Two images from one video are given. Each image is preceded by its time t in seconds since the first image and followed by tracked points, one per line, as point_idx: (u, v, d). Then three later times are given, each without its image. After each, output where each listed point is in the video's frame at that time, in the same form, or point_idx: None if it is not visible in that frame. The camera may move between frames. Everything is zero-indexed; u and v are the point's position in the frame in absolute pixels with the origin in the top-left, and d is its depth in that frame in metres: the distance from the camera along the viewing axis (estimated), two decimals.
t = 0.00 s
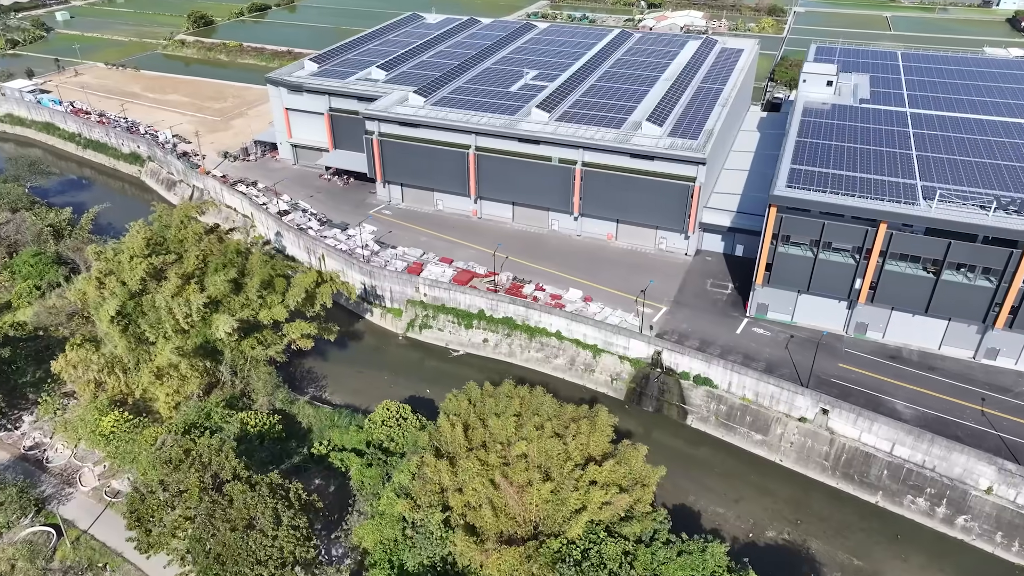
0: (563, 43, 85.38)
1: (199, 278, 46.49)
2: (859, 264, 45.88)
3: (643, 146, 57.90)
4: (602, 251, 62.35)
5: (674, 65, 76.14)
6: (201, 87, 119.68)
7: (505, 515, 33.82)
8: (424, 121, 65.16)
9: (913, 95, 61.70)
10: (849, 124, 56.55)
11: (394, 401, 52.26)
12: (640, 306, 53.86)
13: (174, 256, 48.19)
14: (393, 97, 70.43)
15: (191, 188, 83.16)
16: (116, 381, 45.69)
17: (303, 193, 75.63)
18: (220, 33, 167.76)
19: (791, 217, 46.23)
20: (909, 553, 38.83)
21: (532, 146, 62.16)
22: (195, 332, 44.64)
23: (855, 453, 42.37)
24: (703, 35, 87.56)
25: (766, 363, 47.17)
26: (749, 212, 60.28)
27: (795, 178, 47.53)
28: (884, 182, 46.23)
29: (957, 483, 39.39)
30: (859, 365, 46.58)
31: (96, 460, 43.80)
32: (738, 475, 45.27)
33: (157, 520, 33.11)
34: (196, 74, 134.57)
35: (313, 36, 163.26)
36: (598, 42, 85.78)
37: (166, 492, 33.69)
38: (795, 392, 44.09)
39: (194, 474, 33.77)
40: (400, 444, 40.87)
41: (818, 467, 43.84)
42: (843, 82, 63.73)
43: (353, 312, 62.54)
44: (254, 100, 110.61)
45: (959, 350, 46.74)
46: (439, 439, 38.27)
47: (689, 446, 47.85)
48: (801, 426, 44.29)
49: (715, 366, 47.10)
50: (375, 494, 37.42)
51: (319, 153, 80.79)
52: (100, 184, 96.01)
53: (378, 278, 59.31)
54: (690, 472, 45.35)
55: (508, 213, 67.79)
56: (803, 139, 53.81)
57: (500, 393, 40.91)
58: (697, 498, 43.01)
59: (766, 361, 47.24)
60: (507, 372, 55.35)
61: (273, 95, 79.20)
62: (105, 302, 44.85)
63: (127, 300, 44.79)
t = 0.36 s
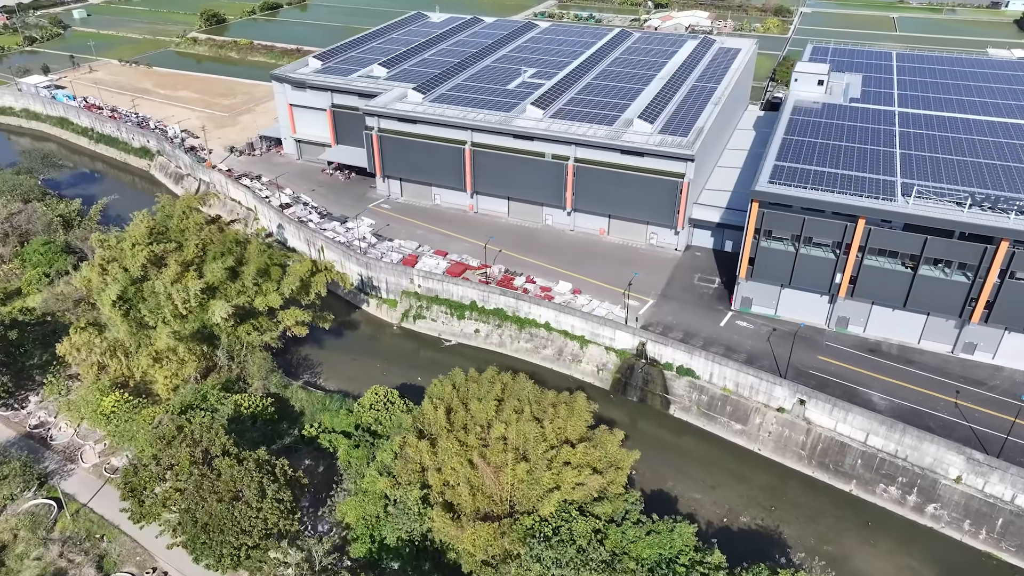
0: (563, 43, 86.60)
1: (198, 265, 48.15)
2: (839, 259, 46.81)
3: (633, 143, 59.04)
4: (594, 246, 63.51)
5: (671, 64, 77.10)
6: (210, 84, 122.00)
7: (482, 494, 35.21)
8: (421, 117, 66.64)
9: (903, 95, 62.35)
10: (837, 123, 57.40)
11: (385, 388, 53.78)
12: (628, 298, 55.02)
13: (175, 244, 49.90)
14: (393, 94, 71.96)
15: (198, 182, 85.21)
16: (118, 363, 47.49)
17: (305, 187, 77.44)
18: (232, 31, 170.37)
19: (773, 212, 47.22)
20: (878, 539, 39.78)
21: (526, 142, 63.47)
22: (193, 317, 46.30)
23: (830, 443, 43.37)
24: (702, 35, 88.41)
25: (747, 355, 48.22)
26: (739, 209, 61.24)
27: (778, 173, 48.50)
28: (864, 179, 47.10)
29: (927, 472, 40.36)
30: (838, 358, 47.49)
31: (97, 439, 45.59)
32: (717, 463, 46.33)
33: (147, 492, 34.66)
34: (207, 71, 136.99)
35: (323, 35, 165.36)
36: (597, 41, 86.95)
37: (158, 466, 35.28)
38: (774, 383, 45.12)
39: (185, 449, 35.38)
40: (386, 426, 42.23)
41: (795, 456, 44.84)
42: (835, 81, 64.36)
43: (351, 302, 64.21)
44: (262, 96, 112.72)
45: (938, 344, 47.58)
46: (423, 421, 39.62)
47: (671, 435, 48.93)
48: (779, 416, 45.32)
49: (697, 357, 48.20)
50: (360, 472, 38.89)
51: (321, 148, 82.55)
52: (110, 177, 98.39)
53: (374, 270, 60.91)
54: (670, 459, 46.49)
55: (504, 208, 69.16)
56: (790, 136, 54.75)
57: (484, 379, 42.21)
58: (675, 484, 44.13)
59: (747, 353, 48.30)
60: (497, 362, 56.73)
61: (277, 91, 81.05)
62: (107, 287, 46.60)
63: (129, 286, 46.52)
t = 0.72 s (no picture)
0: (563, 42, 87.80)
1: (198, 253, 49.98)
2: (819, 253, 47.83)
3: (625, 140, 60.21)
4: (587, 240, 64.76)
5: (668, 63, 78.07)
6: (221, 81, 124.52)
7: (460, 473, 36.68)
8: (420, 113, 68.19)
9: (893, 95, 63.01)
10: (825, 122, 58.29)
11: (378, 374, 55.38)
12: (615, 291, 56.27)
13: (176, 233, 51.78)
14: (394, 91, 73.58)
15: (206, 175, 87.42)
16: (122, 347, 49.52)
17: (308, 181, 79.36)
18: (244, 29, 173.08)
19: (755, 208, 48.31)
20: (848, 526, 40.76)
21: (521, 139, 64.83)
22: (192, 302, 48.12)
23: (806, 432, 44.43)
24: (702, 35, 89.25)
25: (729, 346, 49.35)
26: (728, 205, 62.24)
27: (761, 170, 49.54)
28: (845, 175, 48.07)
29: (898, 461, 41.35)
30: (818, 350, 48.46)
31: (100, 418, 47.56)
32: (697, 451, 47.44)
33: (141, 465, 36.51)
34: (219, 68, 139.62)
35: (333, 33, 167.59)
36: (597, 40, 88.11)
37: (152, 440, 37.13)
38: (753, 374, 46.20)
39: (178, 425, 37.19)
40: (374, 409, 43.69)
41: (772, 445, 45.89)
42: (827, 81, 65.00)
43: (349, 293, 66.01)
44: (271, 93, 114.93)
45: (917, 338, 48.43)
46: (407, 404, 41.12)
47: (653, 424, 50.11)
48: (757, 406, 46.42)
49: (680, 348, 49.39)
50: (347, 452, 40.24)
51: (325, 144, 84.41)
52: (122, 170, 100.96)
53: (371, 261, 62.59)
54: (651, 447, 47.67)
55: (500, 203, 70.59)
56: (777, 134, 55.69)
57: (468, 365, 43.66)
58: (654, 469, 45.34)
59: (729, 345, 49.43)
60: (488, 352, 58.18)
61: (283, 88, 83.04)
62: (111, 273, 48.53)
63: (131, 272, 48.40)
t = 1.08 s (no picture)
0: (565, 41, 88.96)
1: (199, 242, 51.72)
2: (802, 249, 48.76)
3: (618, 137, 61.33)
4: (581, 235, 65.95)
5: (666, 62, 78.98)
6: (232, 78, 126.90)
7: (441, 454, 38.02)
8: (420, 110, 69.72)
9: (886, 95, 63.64)
10: (815, 121, 59.10)
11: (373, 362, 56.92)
12: (605, 285, 57.43)
13: (179, 222, 53.59)
14: (396, 87, 75.14)
15: (214, 169, 89.56)
16: (126, 331, 51.43)
17: (312, 175, 81.21)
18: (257, 27, 175.69)
19: (740, 203, 49.30)
20: (822, 513, 41.74)
21: (518, 135, 66.12)
22: (192, 289, 49.87)
23: (785, 423, 45.43)
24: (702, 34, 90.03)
25: (713, 339, 50.38)
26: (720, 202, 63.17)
27: (747, 166, 50.52)
28: (829, 172, 48.92)
29: (873, 452, 42.26)
30: (801, 344, 49.36)
31: (104, 398, 49.47)
32: (679, 440, 48.50)
33: (137, 440, 38.25)
34: (231, 65, 142.16)
35: (344, 32, 169.70)
36: (598, 39, 89.18)
37: (148, 417, 38.83)
38: (734, 365, 47.24)
39: (174, 403, 38.88)
40: (364, 393, 45.17)
41: (752, 435, 46.88)
42: (820, 80, 65.73)
43: (348, 284, 67.66)
44: (280, 90, 117.05)
45: (899, 333, 49.22)
46: (394, 388, 42.55)
47: (638, 413, 51.23)
48: (738, 397, 47.46)
49: (664, 340, 50.51)
50: (336, 433, 41.67)
51: (330, 139, 86.23)
52: (135, 164, 103.48)
53: (369, 253, 64.20)
54: (635, 435, 48.80)
55: (498, 198, 71.95)
56: (766, 132, 56.61)
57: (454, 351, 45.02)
58: (635, 457, 46.53)
59: (713, 337, 50.45)
60: (481, 342, 59.55)
61: (289, 84, 84.95)
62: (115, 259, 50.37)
63: (134, 259, 50.18)
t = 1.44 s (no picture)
0: (569, 40, 90.14)
1: (203, 231, 53.65)
2: (787, 245, 49.69)
3: (613, 134, 62.47)
4: (577, 230, 67.16)
5: (667, 61, 79.86)
6: (247, 74, 129.48)
7: (425, 435, 39.46)
8: (422, 107, 71.31)
9: (881, 95, 64.18)
10: (808, 120, 59.86)
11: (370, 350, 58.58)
12: (597, 278, 58.62)
13: (185, 212, 55.56)
14: (400, 85, 76.78)
15: (225, 163, 91.88)
16: (133, 316, 53.51)
17: (319, 170, 83.21)
18: (272, 25, 178.54)
19: (727, 200, 50.29)
20: (798, 501, 42.72)
21: (516, 132, 67.50)
22: (195, 276, 51.80)
23: (766, 414, 46.43)
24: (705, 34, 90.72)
25: (699, 332, 51.43)
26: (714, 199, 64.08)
27: (736, 164, 51.48)
28: (816, 170, 49.75)
29: (850, 443, 43.17)
30: (785, 338, 50.26)
31: (110, 380, 51.58)
32: (664, 430, 49.58)
33: (137, 416, 40.07)
34: (246, 62, 144.92)
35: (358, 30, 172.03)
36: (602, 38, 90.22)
37: (147, 395, 40.69)
38: (718, 357, 48.26)
39: (172, 382, 40.75)
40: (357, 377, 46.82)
41: (734, 425, 47.87)
42: (816, 80, 66.38)
43: (350, 275, 69.48)
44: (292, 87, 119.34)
45: (883, 329, 49.98)
46: (384, 372, 44.06)
47: (625, 404, 52.36)
48: (722, 388, 48.50)
49: (651, 332, 51.61)
50: (327, 414, 43.30)
51: (337, 135, 88.16)
52: (150, 157, 106.27)
53: (370, 245, 65.94)
54: (620, 424, 49.98)
55: (498, 194, 73.37)
56: (758, 130, 57.48)
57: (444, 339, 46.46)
58: (618, 444, 47.76)
59: (699, 330, 51.50)
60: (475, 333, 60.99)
61: (298, 81, 86.96)
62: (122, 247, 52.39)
63: (141, 247, 52.16)
